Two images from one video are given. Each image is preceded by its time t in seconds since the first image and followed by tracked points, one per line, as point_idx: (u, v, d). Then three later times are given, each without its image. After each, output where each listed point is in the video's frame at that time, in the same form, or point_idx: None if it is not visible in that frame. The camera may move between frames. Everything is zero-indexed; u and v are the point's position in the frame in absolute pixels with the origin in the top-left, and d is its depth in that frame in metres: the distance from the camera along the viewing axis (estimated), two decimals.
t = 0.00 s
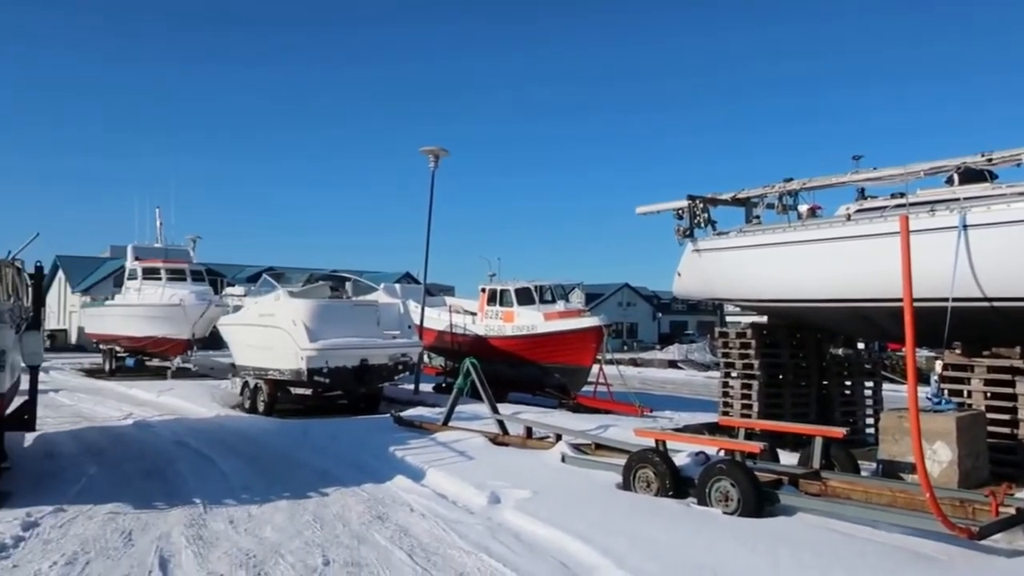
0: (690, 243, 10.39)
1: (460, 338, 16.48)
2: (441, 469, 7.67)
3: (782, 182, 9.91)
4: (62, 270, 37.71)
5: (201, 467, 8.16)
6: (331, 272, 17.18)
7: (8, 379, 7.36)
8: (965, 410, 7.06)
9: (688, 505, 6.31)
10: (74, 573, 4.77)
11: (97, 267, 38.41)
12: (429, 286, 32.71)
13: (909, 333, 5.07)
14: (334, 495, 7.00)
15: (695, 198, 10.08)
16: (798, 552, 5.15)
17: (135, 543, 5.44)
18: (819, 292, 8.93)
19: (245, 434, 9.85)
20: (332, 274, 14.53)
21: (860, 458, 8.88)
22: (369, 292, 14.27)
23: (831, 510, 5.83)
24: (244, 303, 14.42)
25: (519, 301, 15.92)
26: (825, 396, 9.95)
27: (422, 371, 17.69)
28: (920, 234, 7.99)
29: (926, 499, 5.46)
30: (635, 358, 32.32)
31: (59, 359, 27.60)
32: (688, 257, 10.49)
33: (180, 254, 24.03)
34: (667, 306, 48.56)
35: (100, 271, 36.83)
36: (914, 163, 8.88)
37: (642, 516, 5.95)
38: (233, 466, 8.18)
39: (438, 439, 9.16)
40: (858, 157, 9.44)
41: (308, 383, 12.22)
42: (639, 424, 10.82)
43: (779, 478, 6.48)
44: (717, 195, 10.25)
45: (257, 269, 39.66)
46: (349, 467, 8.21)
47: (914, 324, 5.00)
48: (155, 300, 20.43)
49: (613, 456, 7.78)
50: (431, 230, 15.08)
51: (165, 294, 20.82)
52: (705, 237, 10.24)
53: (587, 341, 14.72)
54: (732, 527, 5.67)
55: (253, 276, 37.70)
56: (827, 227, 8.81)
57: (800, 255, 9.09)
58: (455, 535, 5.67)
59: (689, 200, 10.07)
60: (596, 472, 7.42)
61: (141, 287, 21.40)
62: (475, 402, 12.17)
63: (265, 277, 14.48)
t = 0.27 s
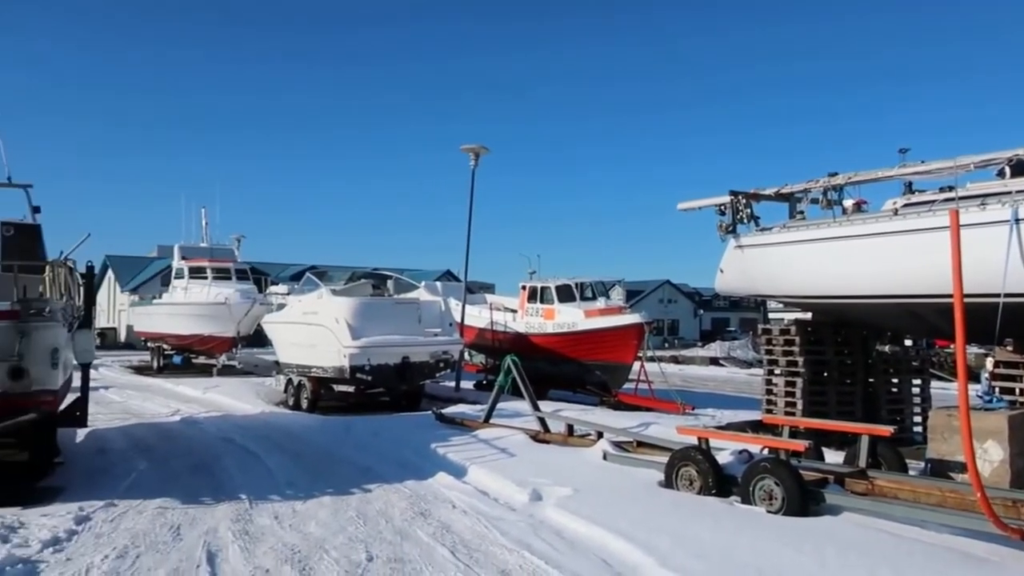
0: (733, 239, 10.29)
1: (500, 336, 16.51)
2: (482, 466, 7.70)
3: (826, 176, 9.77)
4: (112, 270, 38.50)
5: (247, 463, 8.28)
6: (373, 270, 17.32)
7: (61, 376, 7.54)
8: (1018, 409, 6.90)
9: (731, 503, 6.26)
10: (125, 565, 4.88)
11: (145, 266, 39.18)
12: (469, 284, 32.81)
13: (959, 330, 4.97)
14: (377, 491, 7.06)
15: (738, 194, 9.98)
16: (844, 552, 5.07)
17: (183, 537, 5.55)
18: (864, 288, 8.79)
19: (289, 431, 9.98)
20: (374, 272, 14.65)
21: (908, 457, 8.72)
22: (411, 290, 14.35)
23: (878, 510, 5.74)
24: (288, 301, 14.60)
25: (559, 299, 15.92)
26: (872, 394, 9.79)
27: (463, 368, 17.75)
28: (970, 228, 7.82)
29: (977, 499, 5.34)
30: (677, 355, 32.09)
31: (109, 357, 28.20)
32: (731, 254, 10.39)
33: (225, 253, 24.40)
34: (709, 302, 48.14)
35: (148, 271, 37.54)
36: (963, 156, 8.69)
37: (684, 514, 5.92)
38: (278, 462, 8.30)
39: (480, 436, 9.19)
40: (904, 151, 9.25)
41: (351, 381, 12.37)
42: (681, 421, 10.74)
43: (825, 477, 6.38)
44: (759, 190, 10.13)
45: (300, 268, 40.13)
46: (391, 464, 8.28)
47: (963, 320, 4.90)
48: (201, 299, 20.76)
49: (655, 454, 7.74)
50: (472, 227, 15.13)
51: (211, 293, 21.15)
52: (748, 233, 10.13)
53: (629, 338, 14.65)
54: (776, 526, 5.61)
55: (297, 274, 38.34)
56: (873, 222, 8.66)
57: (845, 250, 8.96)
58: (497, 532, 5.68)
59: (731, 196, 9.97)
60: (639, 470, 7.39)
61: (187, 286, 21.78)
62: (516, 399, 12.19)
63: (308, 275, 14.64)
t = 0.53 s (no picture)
0: (758, 236, 10.22)
1: (524, 334, 16.51)
2: (507, 464, 7.70)
3: (854, 172, 9.68)
4: (139, 269, 38.90)
5: (273, 460, 8.35)
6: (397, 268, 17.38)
7: (90, 374, 7.64)
8: None
9: (757, 502, 6.21)
10: (154, 560, 4.94)
11: (172, 265, 39.60)
12: (493, 282, 32.85)
13: (990, 326, 4.91)
14: (402, 488, 7.09)
15: (763, 190, 9.91)
16: (872, 552, 5.03)
17: (211, 533, 5.60)
18: (892, 285, 8.70)
19: (315, 428, 10.04)
20: (398, 270, 14.72)
21: (937, 456, 8.63)
22: (434, 288, 14.39)
23: (906, 509, 5.68)
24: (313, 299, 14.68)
25: (583, 296, 15.93)
26: (899, 392, 9.68)
27: (487, 367, 17.76)
28: (1001, 224, 7.72)
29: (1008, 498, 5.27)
30: (701, 353, 31.92)
31: (137, 355, 28.51)
32: (756, 251, 10.32)
33: (251, 252, 24.57)
34: (733, 300, 47.89)
35: (175, 270, 37.90)
36: (994, 150, 8.58)
37: (710, 512, 5.89)
38: (304, 459, 8.34)
39: (504, 434, 9.19)
40: (933, 146, 9.17)
41: (375, 378, 12.41)
42: (706, 419, 10.68)
43: (852, 476, 6.32)
44: (785, 186, 10.06)
45: (324, 266, 40.37)
46: (416, 461, 8.30)
47: (994, 317, 4.84)
48: (227, 298, 20.92)
49: (680, 452, 7.70)
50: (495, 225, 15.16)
51: (237, 291, 21.32)
52: (774, 229, 10.06)
53: (653, 336, 14.62)
54: (802, 525, 5.57)
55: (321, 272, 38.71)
56: (901, 218, 8.57)
57: (873, 247, 8.87)
58: (522, 530, 5.68)
59: (757, 192, 9.90)
60: (664, 468, 7.37)
61: (214, 285, 21.96)
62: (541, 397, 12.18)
63: (333, 273, 14.72)
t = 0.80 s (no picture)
0: (784, 232, 10.14)
1: (548, 331, 16.50)
2: (531, 461, 7.70)
3: (881, 168, 9.58)
4: (166, 268, 39.26)
5: (299, 457, 8.40)
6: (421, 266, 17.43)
7: (119, 371, 7.74)
8: None
9: (784, 500, 6.17)
10: (183, 556, 4.99)
11: (198, 263, 39.96)
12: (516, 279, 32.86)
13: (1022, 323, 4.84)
14: (427, 485, 7.11)
15: (789, 186, 9.83)
16: (901, 551, 4.98)
17: (238, 529, 5.64)
18: (921, 282, 8.60)
19: (340, 425, 10.09)
20: (421, 268, 14.76)
21: (967, 455, 8.52)
22: (458, 286, 14.40)
23: (936, 508, 5.61)
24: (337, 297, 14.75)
25: (606, 293, 15.99)
26: (928, 389, 9.59)
27: (511, 364, 17.77)
28: None
29: None
30: (725, 350, 31.74)
31: (164, 352, 28.79)
32: (782, 247, 10.24)
33: (275, 250, 24.72)
34: (757, 297, 47.59)
35: (200, 268, 38.20)
36: None
37: (737, 510, 5.85)
38: (329, 456, 8.39)
39: (528, 431, 9.20)
40: (961, 141, 9.05)
41: (399, 376, 12.42)
42: (731, 417, 10.62)
43: (881, 474, 6.26)
44: (811, 182, 9.97)
45: (348, 263, 40.56)
46: (441, 458, 8.32)
47: None
48: (253, 296, 21.07)
49: (705, 450, 7.67)
50: (518, 223, 15.16)
51: (262, 289, 21.45)
52: (800, 226, 9.98)
53: (677, 333, 14.56)
54: (830, 524, 5.52)
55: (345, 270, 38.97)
56: (930, 214, 8.47)
57: (901, 243, 8.78)
58: (547, 527, 5.68)
59: (783, 188, 9.82)
60: (689, 466, 7.34)
61: (239, 283, 22.13)
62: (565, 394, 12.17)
63: (357, 271, 14.78)
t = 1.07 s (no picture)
0: (808, 230, 10.07)
1: (570, 329, 16.49)
2: (554, 459, 7.70)
3: (907, 165, 9.48)
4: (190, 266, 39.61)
5: (323, 454, 8.45)
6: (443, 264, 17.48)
7: (146, 369, 7.81)
8: None
9: (809, 500, 6.13)
10: (210, 552, 5.03)
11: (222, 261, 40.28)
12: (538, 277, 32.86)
13: None
14: (450, 483, 7.13)
15: (813, 184, 9.76)
16: (929, 552, 4.93)
17: (264, 525, 5.69)
18: (947, 280, 8.51)
19: (363, 422, 10.14)
20: (443, 266, 14.80)
21: (995, 455, 8.43)
22: (480, 284, 14.42)
23: (964, 509, 5.55)
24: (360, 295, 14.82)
25: (629, 292, 15.96)
26: (954, 388, 9.49)
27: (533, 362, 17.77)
28: None
29: None
30: (748, 349, 31.56)
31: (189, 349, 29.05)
32: (806, 245, 10.17)
33: (298, 248, 24.86)
34: (780, 295, 47.30)
35: (225, 266, 38.48)
36: None
37: (761, 510, 5.82)
38: (353, 453, 8.43)
39: (551, 429, 9.19)
40: (989, 137, 8.94)
41: (422, 374, 12.47)
42: (755, 416, 10.57)
43: (907, 474, 6.21)
44: (836, 180, 9.90)
45: (370, 262, 40.74)
46: (463, 456, 8.34)
47: None
48: (276, 294, 21.21)
49: (729, 449, 7.63)
50: (540, 221, 15.16)
51: (285, 287, 21.59)
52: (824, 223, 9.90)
53: (699, 332, 14.49)
54: (856, 524, 5.48)
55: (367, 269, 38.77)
56: (957, 211, 8.38)
57: (927, 241, 8.69)
58: (570, 526, 5.68)
59: (807, 186, 9.75)
60: (713, 465, 7.31)
61: (262, 281, 22.28)
62: (587, 393, 12.16)
63: (379, 269, 14.85)
